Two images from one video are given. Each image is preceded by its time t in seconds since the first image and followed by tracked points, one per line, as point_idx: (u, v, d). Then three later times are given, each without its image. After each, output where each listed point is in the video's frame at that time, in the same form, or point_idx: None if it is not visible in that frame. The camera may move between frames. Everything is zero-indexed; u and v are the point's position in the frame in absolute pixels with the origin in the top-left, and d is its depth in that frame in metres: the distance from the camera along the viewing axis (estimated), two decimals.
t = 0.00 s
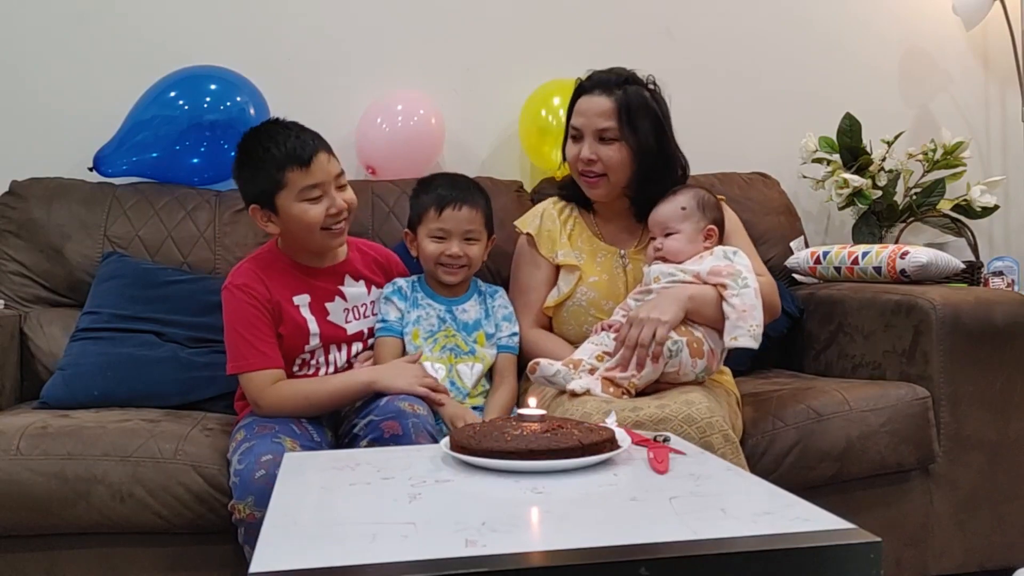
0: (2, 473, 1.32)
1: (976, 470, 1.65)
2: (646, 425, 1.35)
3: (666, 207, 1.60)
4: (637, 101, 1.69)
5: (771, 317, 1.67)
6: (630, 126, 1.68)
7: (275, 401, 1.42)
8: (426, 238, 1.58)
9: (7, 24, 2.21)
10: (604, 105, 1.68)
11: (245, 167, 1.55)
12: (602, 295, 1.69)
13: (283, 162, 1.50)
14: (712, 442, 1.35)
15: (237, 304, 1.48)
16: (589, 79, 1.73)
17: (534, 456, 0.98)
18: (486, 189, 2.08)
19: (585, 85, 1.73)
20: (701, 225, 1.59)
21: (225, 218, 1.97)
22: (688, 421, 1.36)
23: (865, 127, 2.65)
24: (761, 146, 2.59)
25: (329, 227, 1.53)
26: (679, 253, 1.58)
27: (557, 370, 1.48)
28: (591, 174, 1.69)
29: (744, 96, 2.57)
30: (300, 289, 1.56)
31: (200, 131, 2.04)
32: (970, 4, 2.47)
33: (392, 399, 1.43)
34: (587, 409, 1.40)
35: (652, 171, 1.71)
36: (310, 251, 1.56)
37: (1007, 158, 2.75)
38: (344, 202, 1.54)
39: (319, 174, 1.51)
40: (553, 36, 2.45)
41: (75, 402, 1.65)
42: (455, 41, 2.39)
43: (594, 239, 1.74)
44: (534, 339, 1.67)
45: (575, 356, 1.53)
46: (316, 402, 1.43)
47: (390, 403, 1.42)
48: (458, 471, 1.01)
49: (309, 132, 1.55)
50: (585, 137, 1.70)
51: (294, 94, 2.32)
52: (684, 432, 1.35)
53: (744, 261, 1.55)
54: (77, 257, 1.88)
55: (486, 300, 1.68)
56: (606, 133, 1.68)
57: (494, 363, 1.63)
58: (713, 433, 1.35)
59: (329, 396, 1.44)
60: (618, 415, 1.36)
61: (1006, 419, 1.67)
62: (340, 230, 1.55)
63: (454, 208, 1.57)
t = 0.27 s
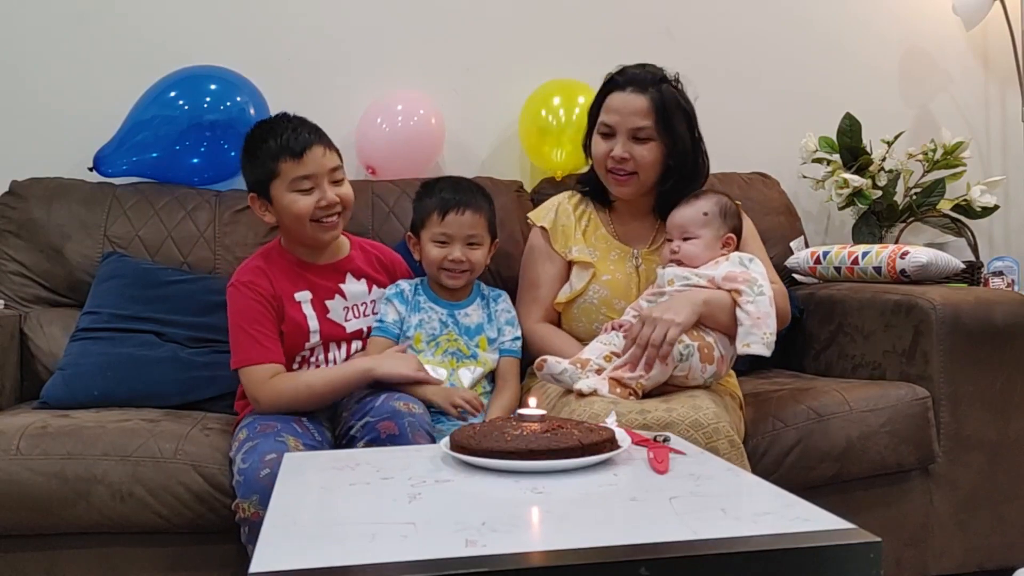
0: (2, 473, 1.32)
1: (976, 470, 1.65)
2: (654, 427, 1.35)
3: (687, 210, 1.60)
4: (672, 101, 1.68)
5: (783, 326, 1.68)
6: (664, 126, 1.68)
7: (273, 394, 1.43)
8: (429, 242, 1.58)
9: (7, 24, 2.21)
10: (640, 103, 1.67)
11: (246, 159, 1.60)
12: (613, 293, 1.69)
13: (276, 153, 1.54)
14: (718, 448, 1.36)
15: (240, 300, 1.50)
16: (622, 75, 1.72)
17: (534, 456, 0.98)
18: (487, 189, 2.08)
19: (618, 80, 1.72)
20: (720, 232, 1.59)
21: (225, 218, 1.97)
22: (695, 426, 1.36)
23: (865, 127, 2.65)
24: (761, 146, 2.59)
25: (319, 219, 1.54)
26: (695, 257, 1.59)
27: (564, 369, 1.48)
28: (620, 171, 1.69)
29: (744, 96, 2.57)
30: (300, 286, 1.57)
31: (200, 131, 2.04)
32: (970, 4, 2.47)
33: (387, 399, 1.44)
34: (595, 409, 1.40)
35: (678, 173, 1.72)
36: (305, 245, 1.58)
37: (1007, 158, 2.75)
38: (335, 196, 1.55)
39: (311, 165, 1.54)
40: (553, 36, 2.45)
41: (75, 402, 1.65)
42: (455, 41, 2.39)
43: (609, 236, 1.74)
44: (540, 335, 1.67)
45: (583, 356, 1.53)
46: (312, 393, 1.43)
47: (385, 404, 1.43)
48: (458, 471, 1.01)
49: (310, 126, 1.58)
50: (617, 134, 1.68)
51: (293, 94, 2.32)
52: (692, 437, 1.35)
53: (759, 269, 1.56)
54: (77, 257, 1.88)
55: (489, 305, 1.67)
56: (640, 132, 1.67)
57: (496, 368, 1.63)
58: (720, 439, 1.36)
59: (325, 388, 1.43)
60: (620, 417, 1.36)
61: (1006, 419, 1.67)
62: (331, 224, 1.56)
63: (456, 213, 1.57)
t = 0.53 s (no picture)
0: (2, 473, 1.32)
1: (976, 470, 1.65)
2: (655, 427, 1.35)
3: (698, 213, 1.59)
4: (691, 109, 1.68)
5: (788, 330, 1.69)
6: (682, 134, 1.68)
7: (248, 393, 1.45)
8: (423, 241, 1.57)
9: (7, 24, 2.21)
10: (660, 111, 1.66)
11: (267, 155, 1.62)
12: (618, 293, 1.69)
13: (292, 154, 1.55)
14: (721, 447, 1.35)
15: (239, 292, 1.53)
16: (639, 78, 1.69)
17: (534, 456, 0.98)
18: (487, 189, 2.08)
19: (635, 84, 1.69)
20: (731, 235, 1.59)
21: (225, 218, 1.97)
22: (696, 426, 1.35)
23: (865, 127, 2.65)
24: (761, 146, 2.59)
25: (324, 224, 1.56)
26: (705, 259, 1.59)
27: (565, 369, 1.49)
28: (638, 178, 1.68)
29: (744, 96, 2.57)
30: (304, 284, 1.59)
31: (200, 131, 2.04)
32: (970, 3, 2.47)
33: (388, 399, 1.44)
34: (596, 411, 1.40)
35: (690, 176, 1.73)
36: (313, 245, 1.60)
37: (1006, 158, 2.75)
38: (344, 203, 1.56)
39: (324, 171, 1.54)
40: (553, 36, 2.46)
41: (75, 402, 1.65)
42: (455, 41, 2.39)
43: (615, 235, 1.74)
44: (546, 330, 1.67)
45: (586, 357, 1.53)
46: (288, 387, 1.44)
47: (387, 403, 1.43)
48: (458, 471, 1.01)
49: (329, 131, 1.58)
50: (636, 141, 1.67)
51: (293, 94, 2.32)
52: (694, 437, 1.35)
53: (768, 275, 1.56)
54: (77, 257, 1.88)
55: (483, 304, 1.64)
56: (660, 140, 1.66)
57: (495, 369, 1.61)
58: (722, 437, 1.35)
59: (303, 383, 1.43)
60: (620, 420, 1.36)
61: (1006, 419, 1.67)
62: (336, 230, 1.57)
63: (453, 211, 1.55)
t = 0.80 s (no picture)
0: (2, 472, 1.32)
1: (976, 470, 1.65)
2: (658, 423, 1.35)
3: (696, 209, 1.60)
4: (696, 112, 1.69)
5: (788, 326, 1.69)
6: (689, 137, 1.69)
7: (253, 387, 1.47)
8: (414, 231, 1.57)
9: (6, 25, 2.21)
10: (672, 116, 1.65)
11: (278, 148, 1.64)
12: (619, 291, 1.69)
13: (302, 145, 1.57)
14: (722, 441, 1.34)
15: (245, 285, 1.54)
16: (646, 82, 1.67)
17: (534, 456, 0.98)
18: (486, 189, 2.08)
19: (644, 88, 1.66)
20: (730, 230, 1.60)
21: (225, 218, 1.97)
22: (698, 419, 1.34)
23: (865, 127, 2.65)
24: (761, 146, 2.59)
25: (333, 214, 1.56)
26: (705, 253, 1.59)
27: (569, 365, 1.47)
28: (651, 182, 1.68)
29: (744, 96, 2.57)
30: (311, 278, 1.60)
31: (200, 131, 2.04)
32: (970, 4, 2.47)
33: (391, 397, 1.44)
34: (598, 408, 1.40)
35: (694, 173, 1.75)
36: (321, 237, 1.61)
37: (1007, 158, 2.75)
38: (352, 194, 1.57)
39: (333, 161, 1.56)
40: (553, 37, 2.46)
41: (75, 402, 1.65)
42: (455, 41, 2.39)
43: (613, 235, 1.74)
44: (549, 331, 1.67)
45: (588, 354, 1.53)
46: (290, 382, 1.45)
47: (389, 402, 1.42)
48: (458, 471, 1.01)
49: (338, 124, 1.61)
50: (649, 146, 1.66)
51: (293, 94, 2.32)
52: (696, 430, 1.34)
53: (767, 266, 1.58)
54: (77, 257, 1.88)
55: (471, 303, 1.63)
56: (672, 144, 1.66)
57: (487, 365, 1.61)
58: (724, 431, 1.34)
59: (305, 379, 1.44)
60: (622, 417, 1.36)
61: (1006, 419, 1.67)
62: (345, 221, 1.57)
63: (446, 203, 1.56)
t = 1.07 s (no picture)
0: (2, 473, 1.32)
1: (975, 470, 1.65)
2: (655, 424, 1.35)
3: (686, 210, 1.59)
4: (670, 116, 1.70)
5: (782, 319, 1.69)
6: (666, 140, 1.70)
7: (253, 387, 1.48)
8: (419, 227, 1.56)
9: (6, 25, 2.21)
10: (650, 121, 1.66)
11: (284, 159, 1.63)
12: (609, 294, 1.69)
13: (305, 159, 1.56)
14: (721, 439, 1.34)
15: (249, 286, 1.54)
16: (621, 91, 1.67)
17: (534, 456, 0.98)
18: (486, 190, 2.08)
19: (620, 97, 1.66)
20: (720, 231, 1.59)
21: (225, 219, 1.97)
22: (696, 418, 1.35)
23: (865, 126, 2.65)
24: (761, 146, 2.59)
25: (334, 229, 1.56)
26: (696, 254, 1.58)
27: (565, 371, 1.47)
28: (638, 189, 1.68)
29: (744, 96, 2.57)
30: (313, 280, 1.60)
31: (200, 131, 2.04)
32: (970, 4, 2.47)
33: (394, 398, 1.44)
34: (595, 412, 1.40)
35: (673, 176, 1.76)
36: (325, 249, 1.61)
37: (1007, 158, 2.75)
38: (355, 210, 1.56)
39: (335, 178, 1.55)
40: (553, 37, 2.46)
41: (75, 402, 1.65)
42: (455, 41, 2.39)
43: (600, 240, 1.75)
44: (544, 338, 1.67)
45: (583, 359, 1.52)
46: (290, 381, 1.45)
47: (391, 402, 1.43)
48: (458, 471, 1.01)
49: (343, 136, 1.59)
50: (632, 154, 1.66)
51: (293, 94, 2.32)
52: (694, 429, 1.34)
53: (758, 266, 1.57)
54: (77, 257, 1.88)
55: (467, 304, 1.63)
56: (654, 148, 1.67)
57: (485, 366, 1.61)
58: (722, 429, 1.34)
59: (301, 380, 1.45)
60: (621, 420, 1.36)
61: (1006, 419, 1.67)
62: (346, 236, 1.57)
63: (452, 204, 1.56)
